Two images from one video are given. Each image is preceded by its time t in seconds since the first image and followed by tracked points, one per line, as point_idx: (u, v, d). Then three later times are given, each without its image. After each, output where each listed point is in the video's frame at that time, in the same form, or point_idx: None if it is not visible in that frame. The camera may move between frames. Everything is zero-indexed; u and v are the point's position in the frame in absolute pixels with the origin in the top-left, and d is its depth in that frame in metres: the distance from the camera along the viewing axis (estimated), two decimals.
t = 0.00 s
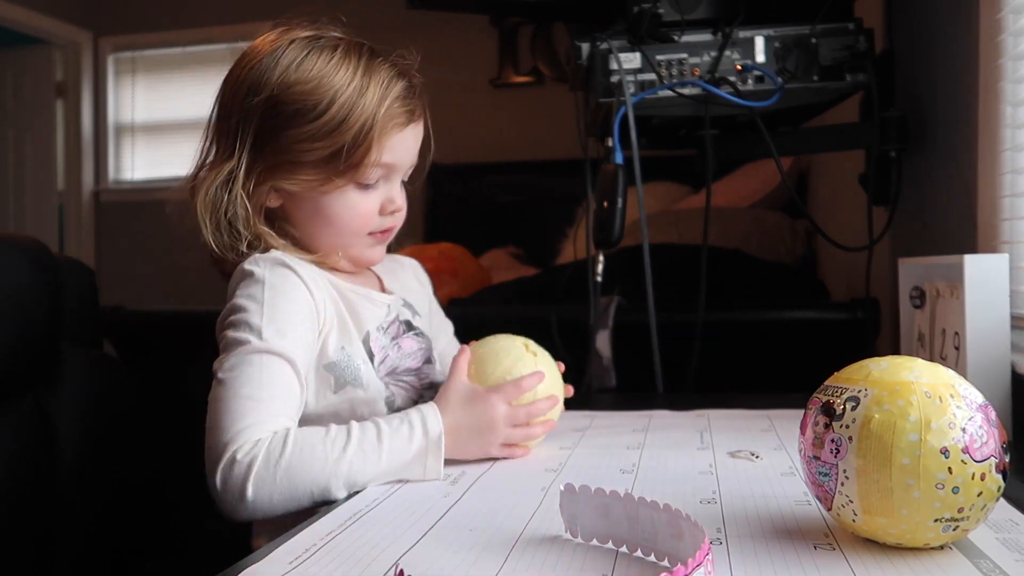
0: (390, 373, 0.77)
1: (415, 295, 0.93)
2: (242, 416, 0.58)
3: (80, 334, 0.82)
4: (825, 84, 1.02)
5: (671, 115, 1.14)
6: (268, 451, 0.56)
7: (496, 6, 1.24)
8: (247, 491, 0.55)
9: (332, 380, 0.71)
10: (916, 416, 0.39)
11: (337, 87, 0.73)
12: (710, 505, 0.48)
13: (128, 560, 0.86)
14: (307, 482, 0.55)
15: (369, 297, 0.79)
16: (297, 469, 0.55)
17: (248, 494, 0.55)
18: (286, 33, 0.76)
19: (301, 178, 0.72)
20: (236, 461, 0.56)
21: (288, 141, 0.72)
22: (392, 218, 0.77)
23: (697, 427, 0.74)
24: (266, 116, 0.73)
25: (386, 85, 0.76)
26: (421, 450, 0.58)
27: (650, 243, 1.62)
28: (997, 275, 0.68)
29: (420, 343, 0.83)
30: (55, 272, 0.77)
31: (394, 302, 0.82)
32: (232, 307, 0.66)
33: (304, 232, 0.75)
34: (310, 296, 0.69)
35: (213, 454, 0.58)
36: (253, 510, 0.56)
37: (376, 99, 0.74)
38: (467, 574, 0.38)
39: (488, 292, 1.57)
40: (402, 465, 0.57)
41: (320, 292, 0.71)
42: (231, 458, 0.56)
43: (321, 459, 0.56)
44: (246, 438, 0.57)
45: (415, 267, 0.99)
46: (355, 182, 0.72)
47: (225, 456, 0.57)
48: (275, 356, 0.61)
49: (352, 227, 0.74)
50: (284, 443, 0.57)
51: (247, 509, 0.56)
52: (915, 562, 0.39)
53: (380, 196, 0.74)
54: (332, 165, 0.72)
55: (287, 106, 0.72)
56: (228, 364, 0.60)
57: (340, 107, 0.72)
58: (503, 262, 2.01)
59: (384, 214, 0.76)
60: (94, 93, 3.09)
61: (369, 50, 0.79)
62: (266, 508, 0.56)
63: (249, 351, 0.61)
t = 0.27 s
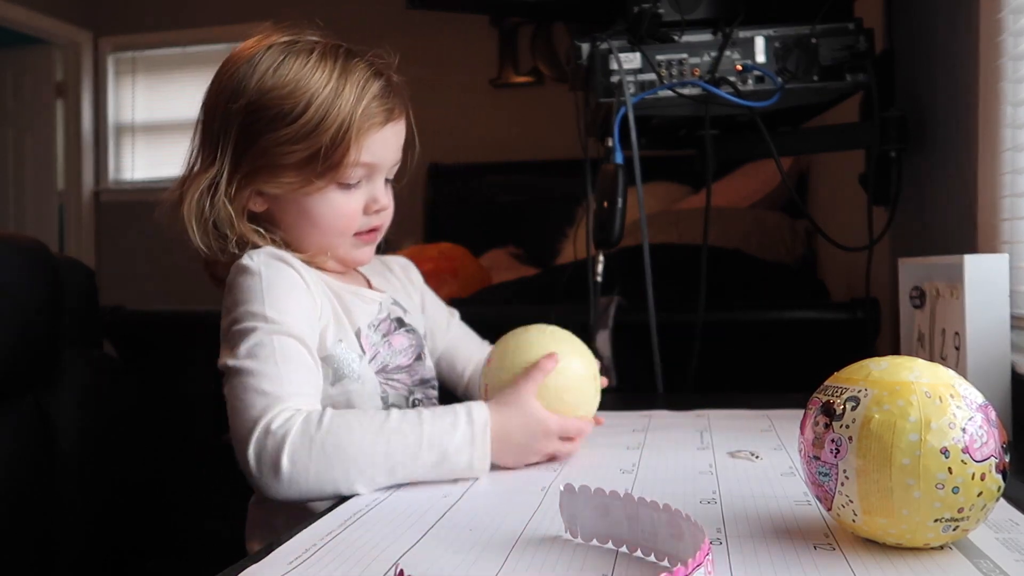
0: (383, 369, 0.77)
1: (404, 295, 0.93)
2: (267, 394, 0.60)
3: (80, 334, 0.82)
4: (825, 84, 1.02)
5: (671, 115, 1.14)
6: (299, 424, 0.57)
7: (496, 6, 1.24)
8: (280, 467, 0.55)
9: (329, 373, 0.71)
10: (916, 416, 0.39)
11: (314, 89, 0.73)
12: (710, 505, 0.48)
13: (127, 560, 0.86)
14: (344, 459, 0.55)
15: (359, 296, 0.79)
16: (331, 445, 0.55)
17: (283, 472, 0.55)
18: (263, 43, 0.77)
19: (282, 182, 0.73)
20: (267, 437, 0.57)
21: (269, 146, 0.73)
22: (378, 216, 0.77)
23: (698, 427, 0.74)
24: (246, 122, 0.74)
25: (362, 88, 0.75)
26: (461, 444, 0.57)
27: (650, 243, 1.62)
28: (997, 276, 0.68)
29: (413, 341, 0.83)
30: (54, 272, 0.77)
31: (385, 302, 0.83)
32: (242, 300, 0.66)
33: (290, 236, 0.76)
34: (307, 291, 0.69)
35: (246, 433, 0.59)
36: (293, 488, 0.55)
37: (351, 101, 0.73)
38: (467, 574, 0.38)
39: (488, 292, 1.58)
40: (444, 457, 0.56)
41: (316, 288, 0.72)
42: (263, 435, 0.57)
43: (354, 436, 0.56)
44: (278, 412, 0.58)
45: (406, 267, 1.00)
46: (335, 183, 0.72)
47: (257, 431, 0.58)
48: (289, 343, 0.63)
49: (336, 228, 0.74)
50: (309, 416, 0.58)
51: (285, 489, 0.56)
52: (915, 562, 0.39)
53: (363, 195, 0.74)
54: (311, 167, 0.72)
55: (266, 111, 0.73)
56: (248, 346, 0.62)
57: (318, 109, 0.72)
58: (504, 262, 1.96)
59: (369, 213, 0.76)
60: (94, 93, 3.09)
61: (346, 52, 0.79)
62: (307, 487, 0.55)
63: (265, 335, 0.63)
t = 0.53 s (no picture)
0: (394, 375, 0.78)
1: (421, 295, 0.93)
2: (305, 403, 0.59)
3: (81, 334, 0.82)
4: (825, 84, 1.02)
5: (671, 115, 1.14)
6: (342, 423, 0.57)
7: (497, 6, 1.24)
8: (323, 470, 0.55)
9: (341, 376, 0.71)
10: (916, 416, 0.39)
11: (265, 105, 0.73)
12: (710, 505, 0.48)
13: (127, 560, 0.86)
14: (390, 453, 0.54)
15: (370, 299, 0.79)
16: (372, 443, 0.55)
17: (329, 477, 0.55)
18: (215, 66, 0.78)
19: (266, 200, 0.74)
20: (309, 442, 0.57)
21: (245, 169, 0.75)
22: (370, 209, 0.75)
23: (698, 427, 0.74)
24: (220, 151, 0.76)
25: (314, 88, 0.74)
26: (500, 425, 0.56)
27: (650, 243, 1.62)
28: (998, 276, 0.67)
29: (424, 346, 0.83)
30: (55, 272, 0.77)
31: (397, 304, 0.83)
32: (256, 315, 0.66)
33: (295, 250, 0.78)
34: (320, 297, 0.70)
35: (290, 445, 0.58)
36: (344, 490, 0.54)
37: (305, 104, 0.73)
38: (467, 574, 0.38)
39: (488, 292, 1.58)
40: (488, 440, 0.56)
41: (329, 295, 0.72)
42: (304, 444, 0.57)
43: (398, 429, 0.55)
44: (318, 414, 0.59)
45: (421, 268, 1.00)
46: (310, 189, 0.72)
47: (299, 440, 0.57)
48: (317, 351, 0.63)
49: (328, 232, 0.74)
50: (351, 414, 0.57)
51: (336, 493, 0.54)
52: (915, 562, 0.39)
53: (345, 194, 0.73)
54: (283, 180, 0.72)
55: (232, 137, 0.75)
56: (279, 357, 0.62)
57: (273, 122, 0.72)
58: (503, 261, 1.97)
59: (359, 209, 0.75)
60: (94, 93, 3.09)
61: (293, 52, 0.78)
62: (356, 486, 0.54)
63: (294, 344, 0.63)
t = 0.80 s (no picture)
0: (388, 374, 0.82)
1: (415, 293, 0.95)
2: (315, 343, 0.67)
3: (81, 333, 0.82)
4: (825, 84, 1.02)
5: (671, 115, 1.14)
6: (368, 327, 0.66)
7: (497, 6, 1.24)
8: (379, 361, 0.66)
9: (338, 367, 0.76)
10: (916, 416, 0.39)
11: (269, 97, 0.76)
12: (710, 505, 0.48)
13: (126, 560, 0.86)
14: (409, 317, 0.67)
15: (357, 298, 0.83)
16: (390, 325, 0.67)
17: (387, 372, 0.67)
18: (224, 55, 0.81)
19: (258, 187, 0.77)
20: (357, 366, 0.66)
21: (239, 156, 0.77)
22: (361, 210, 0.77)
23: (698, 427, 0.74)
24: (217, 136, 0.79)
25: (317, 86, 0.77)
26: (439, 251, 0.70)
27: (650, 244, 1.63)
28: (998, 276, 0.67)
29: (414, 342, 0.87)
30: (54, 272, 0.77)
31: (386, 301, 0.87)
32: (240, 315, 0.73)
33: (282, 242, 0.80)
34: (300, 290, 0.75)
35: (340, 383, 0.67)
36: (404, 371, 0.67)
37: (306, 98, 0.75)
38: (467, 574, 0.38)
39: (488, 292, 1.58)
40: (439, 254, 0.70)
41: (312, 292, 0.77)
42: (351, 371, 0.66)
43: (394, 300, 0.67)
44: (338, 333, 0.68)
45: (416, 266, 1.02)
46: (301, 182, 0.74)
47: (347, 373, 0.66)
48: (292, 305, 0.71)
49: (318, 226, 0.77)
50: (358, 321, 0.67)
51: (398, 376, 0.67)
52: (915, 562, 0.39)
53: (338, 190, 0.75)
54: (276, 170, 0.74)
55: (230, 121, 0.77)
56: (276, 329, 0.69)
57: (276, 114, 0.75)
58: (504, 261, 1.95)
59: (349, 210, 0.77)
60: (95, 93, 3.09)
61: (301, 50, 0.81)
62: (415, 364, 0.68)
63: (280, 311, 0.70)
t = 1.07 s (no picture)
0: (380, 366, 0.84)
1: (405, 292, 0.98)
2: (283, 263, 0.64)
3: (81, 333, 0.82)
4: (825, 84, 1.02)
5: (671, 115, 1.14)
6: (325, 202, 0.64)
7: (497, 6, 1.24)
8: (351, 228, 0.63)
9: (329, 348, 0.78)
10: (916, 416, 0.39)
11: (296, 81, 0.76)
12: (710, 505, 0.48)
13: (125, 559, 0.86)
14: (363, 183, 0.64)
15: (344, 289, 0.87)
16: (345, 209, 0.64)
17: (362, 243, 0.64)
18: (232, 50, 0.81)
19: (269, 171, 0.75)
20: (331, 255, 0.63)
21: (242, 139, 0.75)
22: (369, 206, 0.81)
23: (698, 427, 0.74)
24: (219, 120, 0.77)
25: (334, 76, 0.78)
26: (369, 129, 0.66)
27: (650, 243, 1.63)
28: (998, 276, 0.68)
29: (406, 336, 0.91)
30: (54, 272, 0.77)
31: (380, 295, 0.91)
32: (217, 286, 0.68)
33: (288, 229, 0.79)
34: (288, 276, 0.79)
35: (323, 273, 0.64)
36: (376, 229, 0.65)
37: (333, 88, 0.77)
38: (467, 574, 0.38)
39: (488, 292, 1.58)
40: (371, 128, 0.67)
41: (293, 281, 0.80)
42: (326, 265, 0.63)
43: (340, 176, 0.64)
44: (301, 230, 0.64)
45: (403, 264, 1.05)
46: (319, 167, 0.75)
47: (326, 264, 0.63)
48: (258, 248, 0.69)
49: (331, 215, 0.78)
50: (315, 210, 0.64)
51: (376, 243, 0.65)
52: (915, 562, 0.39)
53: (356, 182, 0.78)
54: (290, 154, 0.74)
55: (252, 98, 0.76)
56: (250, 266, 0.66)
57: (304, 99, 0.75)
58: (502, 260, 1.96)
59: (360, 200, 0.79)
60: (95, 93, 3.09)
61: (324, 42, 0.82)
62: (387, 221, 0.65)
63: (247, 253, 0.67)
